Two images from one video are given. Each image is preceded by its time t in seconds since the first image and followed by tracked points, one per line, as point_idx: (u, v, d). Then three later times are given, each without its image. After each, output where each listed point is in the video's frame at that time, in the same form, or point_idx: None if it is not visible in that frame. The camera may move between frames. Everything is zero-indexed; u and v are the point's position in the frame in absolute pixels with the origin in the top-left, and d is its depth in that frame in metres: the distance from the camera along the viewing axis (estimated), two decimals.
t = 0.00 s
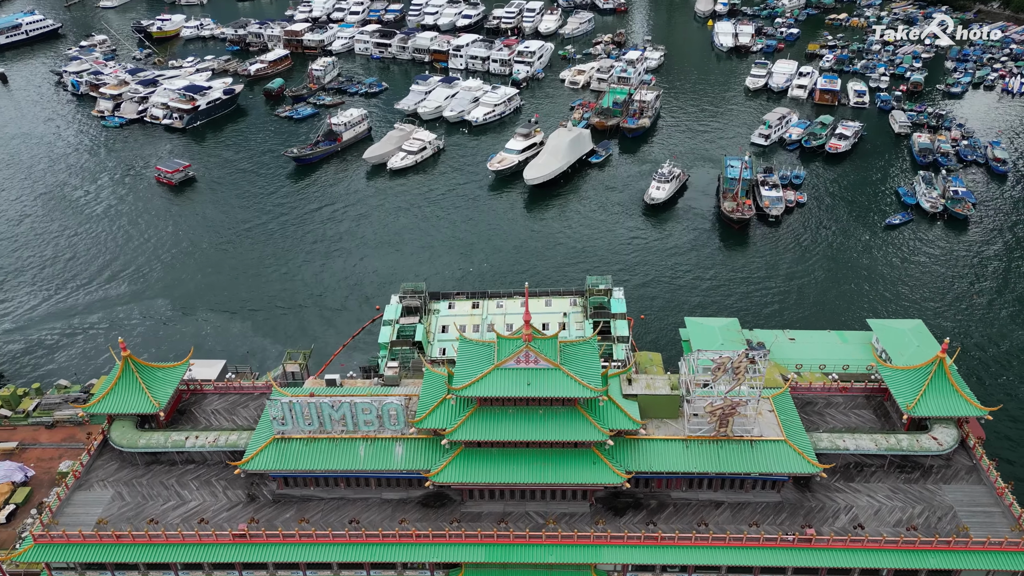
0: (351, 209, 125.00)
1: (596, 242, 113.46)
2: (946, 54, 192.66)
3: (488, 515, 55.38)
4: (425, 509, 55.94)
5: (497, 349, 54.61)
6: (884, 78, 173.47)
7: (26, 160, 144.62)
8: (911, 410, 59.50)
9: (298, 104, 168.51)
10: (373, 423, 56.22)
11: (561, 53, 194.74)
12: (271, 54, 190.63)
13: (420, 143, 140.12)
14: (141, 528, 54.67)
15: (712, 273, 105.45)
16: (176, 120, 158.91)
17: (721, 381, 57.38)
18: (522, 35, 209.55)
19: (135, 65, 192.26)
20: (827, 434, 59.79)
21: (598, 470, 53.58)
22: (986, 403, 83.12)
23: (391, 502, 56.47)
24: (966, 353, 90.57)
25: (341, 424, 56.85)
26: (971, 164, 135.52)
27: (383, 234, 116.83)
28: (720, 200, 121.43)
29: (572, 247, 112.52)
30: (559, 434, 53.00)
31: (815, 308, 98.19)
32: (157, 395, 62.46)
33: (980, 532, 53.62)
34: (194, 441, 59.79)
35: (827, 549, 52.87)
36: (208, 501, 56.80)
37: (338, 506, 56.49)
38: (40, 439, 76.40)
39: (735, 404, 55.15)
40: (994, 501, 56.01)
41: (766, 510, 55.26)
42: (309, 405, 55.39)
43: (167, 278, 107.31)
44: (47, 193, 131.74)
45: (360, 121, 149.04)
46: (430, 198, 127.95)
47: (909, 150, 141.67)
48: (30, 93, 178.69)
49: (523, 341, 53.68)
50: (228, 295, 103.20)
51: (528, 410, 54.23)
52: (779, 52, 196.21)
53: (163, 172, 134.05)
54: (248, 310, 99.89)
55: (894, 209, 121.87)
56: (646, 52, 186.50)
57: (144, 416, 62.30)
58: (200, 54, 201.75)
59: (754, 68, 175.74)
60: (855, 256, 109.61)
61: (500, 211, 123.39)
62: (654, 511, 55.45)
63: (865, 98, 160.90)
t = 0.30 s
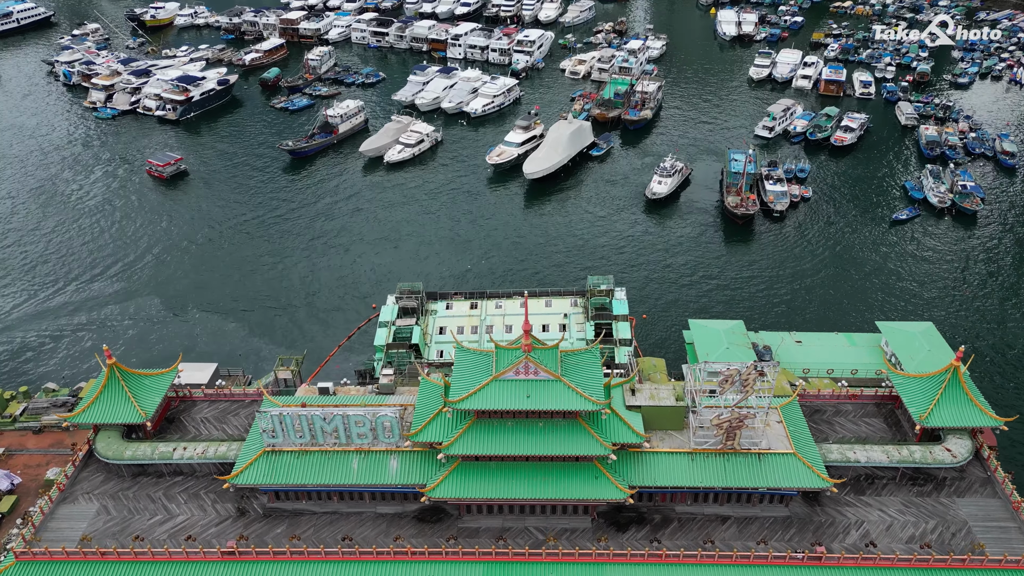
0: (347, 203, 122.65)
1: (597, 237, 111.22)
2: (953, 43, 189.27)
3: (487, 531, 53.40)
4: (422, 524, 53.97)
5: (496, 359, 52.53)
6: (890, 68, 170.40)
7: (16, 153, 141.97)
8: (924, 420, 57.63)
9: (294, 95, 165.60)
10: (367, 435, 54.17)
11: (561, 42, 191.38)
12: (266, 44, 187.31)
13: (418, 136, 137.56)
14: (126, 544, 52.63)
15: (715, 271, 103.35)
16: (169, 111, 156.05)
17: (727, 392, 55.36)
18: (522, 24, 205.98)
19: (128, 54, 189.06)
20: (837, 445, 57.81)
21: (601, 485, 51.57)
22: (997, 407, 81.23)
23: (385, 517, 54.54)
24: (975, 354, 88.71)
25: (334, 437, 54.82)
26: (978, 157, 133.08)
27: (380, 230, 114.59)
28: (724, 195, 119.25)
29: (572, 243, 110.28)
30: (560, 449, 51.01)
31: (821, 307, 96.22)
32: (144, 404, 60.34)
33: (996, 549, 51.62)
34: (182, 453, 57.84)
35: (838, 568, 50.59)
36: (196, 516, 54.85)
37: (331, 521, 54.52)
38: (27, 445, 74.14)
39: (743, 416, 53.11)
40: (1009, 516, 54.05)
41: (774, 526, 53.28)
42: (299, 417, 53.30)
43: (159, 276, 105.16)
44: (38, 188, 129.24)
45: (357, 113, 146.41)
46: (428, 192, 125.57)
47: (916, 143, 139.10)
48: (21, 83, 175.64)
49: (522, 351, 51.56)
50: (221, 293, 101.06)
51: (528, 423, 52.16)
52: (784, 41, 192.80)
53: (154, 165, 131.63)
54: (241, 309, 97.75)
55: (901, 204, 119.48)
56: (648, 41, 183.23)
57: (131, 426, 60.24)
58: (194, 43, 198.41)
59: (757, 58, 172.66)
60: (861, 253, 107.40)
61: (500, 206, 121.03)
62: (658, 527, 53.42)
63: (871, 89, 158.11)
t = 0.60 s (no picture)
0: (343, 198, 120.25)
1: (598, 233, 108.96)
2: (960, 31, 185.76)
3: (485, 549, 51.51)
4: (418, 541, 52.09)
5: (494, 371, 50.46)
6: (896, 58, 167.27)
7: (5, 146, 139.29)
8: (938, 432, 55.70)
9: (289, 85, 162.73)
10: (361, 450, 52.13)
11: (561, 31, 187.95)
12: (261, 33, 184.00)
13: (415, 128, 134.97)
14: (110, 564, 50.78)
15: (719, 269, 101.22)
16: (162, 102, 153.23)
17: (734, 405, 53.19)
18: (522, 12, 202.42)
19: (120, 44, 185.80)
20: (848, 458, 55.86)
21: (603, 501, 49.55)
22: (1009, 411, 79.26)
23: (380, 533, 52.61)
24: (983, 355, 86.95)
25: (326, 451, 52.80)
26: (987, 150, 130.58)
27: (377, 225, 112.28)
28: (727, 189, 117.05)
29: (573, 239, 107.98)
30: (561, 465, 48.99)
31: (827, 306, 94.13)
32: (129, 414, 58.38)
33: (1014, 569, 49.73)
34: (169, 466, 55.90)
35: None
36: (184, 533, 52.94)
37: (323, 538, 52.63)
38: (13, 451, 69.94)
39: (751, 430, 50.99)
40: None
41: (783, 544, 51.42)
42: (290, 431, 51.24)
43: (150, 275, 103.00)
44: (27, 182, 126.82)
45: (353, 104, 143.83)
46: (426, 187, 123.18)
47: (923, 136, 136.54)
48: (11, 73, 172.56)
49: (522, 363, 49.46)
50: (213, 292, 98.93)
51: (528, 438, 50.14)
52: (788, 30, 189.36)
53: (145, 159, 129.20)
54: (234, 309, 95.68)
55: (908, 199, 117.10)
56: (650, 30, 179.98)
57: (116, 437, 58.25)
58: (188, 32, 195.07)
59: (761, 48, 169.52)
60: (868, 250, 105.22)
61: (499, 201, 118.69)
62: (663, 545, 51.55)
63: (877, 80, 155.37)
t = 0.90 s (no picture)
0: (339, 193, 117.83)
1: (599, 230, 106.72)
2: (968, 20, 182.16)
3: (483, 568, 49.63)
4: (413, 561, 50.22)
5: (493, 386, 48.34)
6: (903, 48, 164.10)
7: None
8: (953, 446, 53.68)
9: (284, 76, 159.76)
10: (354, 467, 50.17)
11: (562, 20, 184.54)
12: (256, 22, 180.61)
13: (413, 121, 132.34)
14: None
15: (723, 267, 99.04)
16: (155, 94, 150.41)
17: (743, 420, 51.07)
18: None
19: (113, 34, 182.56)
20: (859, 473, 53.96)
21: (606, 521, 47.57)
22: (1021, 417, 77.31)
23: (374, 552, 50.71)
24: (992, 357, 85.21)
25: (318, 467, 50.81)
26: (996, 144, 127.97)
27: (373, 222, 109.94)
28: (731, 184, 114.74)
29: (574, 236, 105.67)
30: (561, 484, 47.01)
31: (833, 306, 92.08)
32: (113, 426, 56.40)
33: None
34: (156, 482, 54.02)
35: None
36: (171, 551, 51.05)
37: (316, 557, 50.74)
38: None
39: (760, 448, 48.90)
40: None
41: (792, 564, 49.51)
42: (280, 448, 49.27)
43: (141, 273, 100.77)
44: (17, 177, 124.39)
45: (350, 96, 141.13)
46: (424, 181, 120.72)
47: (931, 129, 133.91)
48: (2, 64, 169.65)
49: (522, 379, 47.32)
50: (206, 291, 96.81)
51: (527, 455, 48.19)
52: (793, 19, 185.89)
53: (135, 153, 126.68)
54: (227, 309, 93.58)
55: (916, 194, 114.62)
56: (652, 19, 176.60)
57: (101, 450, 56.30)
58: (182, 21, 191.75)
59: (765, 37, 166.38)
60: (875, 246, 103.00)
61: (499, 195, 116.31)
62: (668, 564, 49.65)
63: (884, 71, 152.54)
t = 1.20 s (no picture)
0: (335, 188, 115.43)
1: (601, 227, 104.48)
2: (976, 9, 178.56)
3: None
4: None
5: (490, 403, 46.25)
6: (910, 39, 160.97)
7: None
8: (969, 462, 51.76)
9: (280, 67, 156.77)
10: (346, 486, 48.14)
11: (562, 9, 181.12)
12: (250, 10, 177.07)
13: (410, 114, 129.72)
14: None
15: (727, 266, 96.91)
16: (147, 86, 147.49)
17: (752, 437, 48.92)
18: None
19: (105, 23, 179.29)
20: (871, 490, 52.08)
21: (608, 545, 45.56)
22: None
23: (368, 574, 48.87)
24: (1002, 360, 83.19)
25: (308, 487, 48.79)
26: (1005, 138, 125.42)
27: (370, 218, 107.65)
28: (736, 180, 112.44)
29: (575, 234, 103.41)
30: (562, 506, 44.99)
31: (839, 307, 90.00)
32: (97, 441, 54.42)
33: None
34: (141, 500, 52.12)
35: None
36: (156, 573, 49.16)
37: None
38: None
39: (770, 467, 46.76)
40: None
41: None
42: (269, 468, 47.25)
43: (131, 272, 98.51)
44: (6, 171, 121.86)
45: (346, 89, 138.41)
46: (421, 176, 118.29)
47: (938, 122, 131.28)
48: None
49: (521, 396, 45.20)
50: (198, 291, 94.63)
51: (527, 476, 46.16)
52: (797, 7, 182.35)
53: (125, 147, 124.10)
54: (219, 310, 91.50)
55: (924, 190, 112.07)
56: (654, 8, 173.23)
57: (85, 466, 54.37)
58: (175, 10, 188.31)
59: (770, 27, 163.20)
60: (882, 244, 100.81)
61: (498, 191, 113.96)
62: None
63: (890, 62, 149.79)
